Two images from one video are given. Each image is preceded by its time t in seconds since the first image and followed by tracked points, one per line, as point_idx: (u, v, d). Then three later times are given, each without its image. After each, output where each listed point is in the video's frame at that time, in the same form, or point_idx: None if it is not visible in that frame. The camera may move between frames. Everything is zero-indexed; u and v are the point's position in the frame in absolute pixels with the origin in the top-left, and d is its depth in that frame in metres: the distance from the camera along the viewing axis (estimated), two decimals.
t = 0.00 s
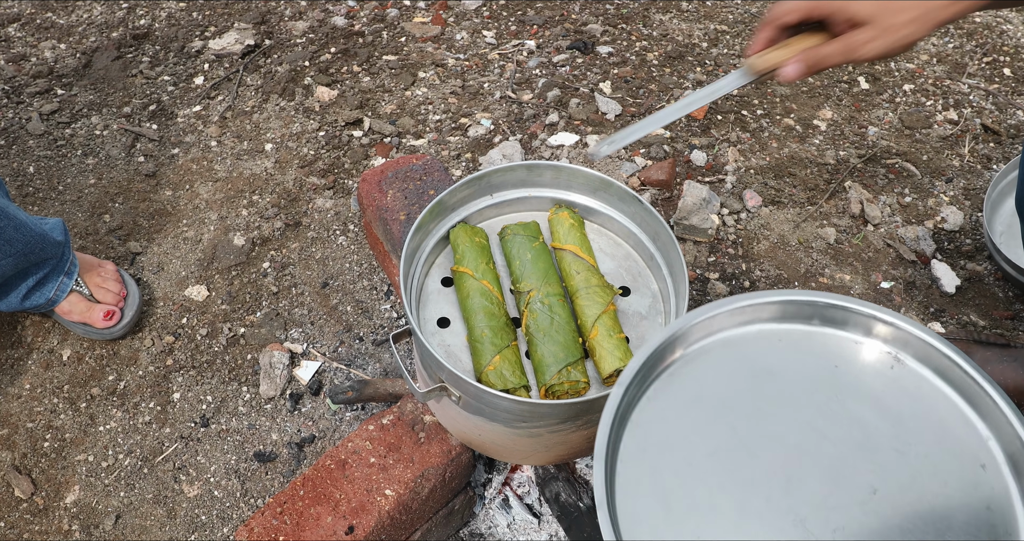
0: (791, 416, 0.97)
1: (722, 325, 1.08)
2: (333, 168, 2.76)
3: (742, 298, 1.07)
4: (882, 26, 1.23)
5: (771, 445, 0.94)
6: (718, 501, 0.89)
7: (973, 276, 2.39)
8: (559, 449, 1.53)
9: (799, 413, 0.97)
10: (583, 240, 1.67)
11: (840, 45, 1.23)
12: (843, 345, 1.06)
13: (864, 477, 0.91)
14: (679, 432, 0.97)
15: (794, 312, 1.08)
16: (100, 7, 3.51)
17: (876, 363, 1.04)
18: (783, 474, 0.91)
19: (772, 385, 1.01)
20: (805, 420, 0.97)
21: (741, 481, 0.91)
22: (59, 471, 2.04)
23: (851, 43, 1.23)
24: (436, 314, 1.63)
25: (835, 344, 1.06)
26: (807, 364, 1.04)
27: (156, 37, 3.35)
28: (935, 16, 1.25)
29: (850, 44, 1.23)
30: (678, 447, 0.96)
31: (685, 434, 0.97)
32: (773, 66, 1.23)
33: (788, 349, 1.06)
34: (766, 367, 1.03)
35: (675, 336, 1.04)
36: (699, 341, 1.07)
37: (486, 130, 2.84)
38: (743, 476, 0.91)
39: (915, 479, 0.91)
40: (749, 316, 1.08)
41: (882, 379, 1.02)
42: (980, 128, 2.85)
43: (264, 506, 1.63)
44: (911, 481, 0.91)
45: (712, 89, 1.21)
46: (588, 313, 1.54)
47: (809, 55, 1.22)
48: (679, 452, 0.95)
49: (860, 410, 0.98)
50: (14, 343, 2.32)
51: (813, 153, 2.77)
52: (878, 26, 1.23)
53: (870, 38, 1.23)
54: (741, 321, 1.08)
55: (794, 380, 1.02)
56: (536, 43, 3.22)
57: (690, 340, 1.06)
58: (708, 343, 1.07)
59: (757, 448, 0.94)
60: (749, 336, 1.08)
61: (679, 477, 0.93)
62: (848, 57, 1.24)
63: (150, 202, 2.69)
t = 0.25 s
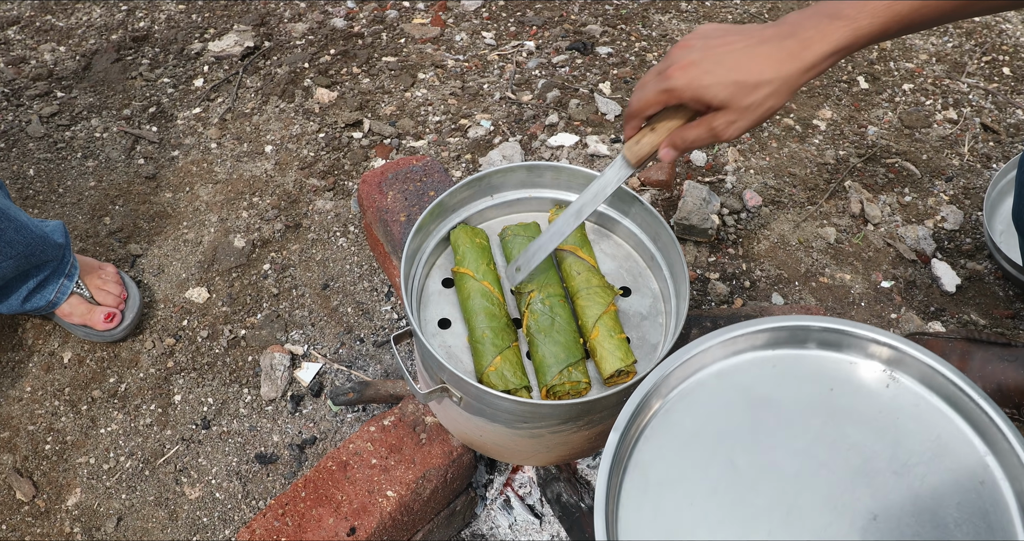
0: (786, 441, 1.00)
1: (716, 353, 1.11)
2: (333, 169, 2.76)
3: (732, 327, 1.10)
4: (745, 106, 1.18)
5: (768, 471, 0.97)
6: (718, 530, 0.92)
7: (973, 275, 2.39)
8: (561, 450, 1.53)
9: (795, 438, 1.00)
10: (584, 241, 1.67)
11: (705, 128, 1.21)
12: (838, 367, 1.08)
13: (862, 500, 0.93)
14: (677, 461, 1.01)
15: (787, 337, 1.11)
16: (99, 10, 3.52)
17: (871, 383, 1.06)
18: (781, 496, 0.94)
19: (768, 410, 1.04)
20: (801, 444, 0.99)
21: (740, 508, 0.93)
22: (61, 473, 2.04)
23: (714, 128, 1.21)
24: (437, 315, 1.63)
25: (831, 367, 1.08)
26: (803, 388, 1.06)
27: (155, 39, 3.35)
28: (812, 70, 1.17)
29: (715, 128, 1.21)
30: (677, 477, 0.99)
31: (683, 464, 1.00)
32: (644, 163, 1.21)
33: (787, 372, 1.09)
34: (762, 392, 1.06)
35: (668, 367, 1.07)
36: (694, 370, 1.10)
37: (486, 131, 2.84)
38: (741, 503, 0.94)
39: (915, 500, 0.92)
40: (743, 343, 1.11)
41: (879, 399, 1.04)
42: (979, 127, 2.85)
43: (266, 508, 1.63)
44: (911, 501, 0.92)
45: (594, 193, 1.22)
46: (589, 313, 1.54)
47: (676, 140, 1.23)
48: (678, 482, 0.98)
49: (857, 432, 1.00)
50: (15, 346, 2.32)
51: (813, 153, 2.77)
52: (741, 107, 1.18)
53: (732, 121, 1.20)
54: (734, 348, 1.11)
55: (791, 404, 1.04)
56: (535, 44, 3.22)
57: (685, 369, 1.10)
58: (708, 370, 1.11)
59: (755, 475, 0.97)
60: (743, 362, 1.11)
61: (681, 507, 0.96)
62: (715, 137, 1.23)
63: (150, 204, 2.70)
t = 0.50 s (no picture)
0: (788, 448, 1.04)
1: (720, 362, 1.17)
2: (334, 169, 2.76)
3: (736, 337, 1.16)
4: (716, 113, 1.24)
5: (771, 476, 1.01)
6: (722, 532, 0.96)
7: (975, 275, 2.39)
8: (563, 450, 1.53)
9: (793, 445, 1.05)
10: (586, 241, 1.68)
11: (678, 135, 1.29)
12: (837, 380, 1.14)
13: (861, 505, 0.97)
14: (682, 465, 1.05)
15: (788, 349, 1.17)
16: (101, 10, 3.52)
17: (868, 395, 1.11)
18: (782, 500, 0.98)
19: (770, 419, 1.09)
20: (803, 451, 1.04)
21: (744, 512, 0.97)
22: (63, 472, 2.04)
23: (687, 134, 1.28)
24: (439, 314, 1.63)
25: (830, 380, 1.14)
26: (803, 399, 1.12)
27: (157, 39, 3.36)
28: (782, 75, 1.22)
29: (687, 135, 1.28)
30: (683, 480, 1.03)
31: (689, 468, 1.04)
32: (627, 166, 1.33)
33: (784, 384, 1.14)
34: (764, 401, 1.11)
35: (675, 373, 1.13)
36: (698, 379, 1.16)
37: (488, 131, 2.84)
38: (744, 507, 0.98)
39: (911, 508, 0.96)
40: (746, 353, 1.17)
41: (876, 411, 1.09)
42: (981, 127, 2.85)
43: (268, 507, 1.63)
44: (907, 509, 0.96)
45: (587, 194, 1.37)
46: (591, 313, 1.54)
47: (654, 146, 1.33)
48: (683, 484, 1.02)
49: (855, 441, 1.05)
50: (17, 345, 2.32)
51: (815, 153, 2.77)
52: (713, 114, 1.25)
53: (705, 128, 1.27)
54: (736, 358, 1.17)
55: (792, 413, 1.09)
56: (537, 44, 3.22)
57: (690, 377, 1.15)
58: (707, 380, 1.16)
59: (758, 479, 1.01)
60: (746, 373, 1.17)
61: (686, 509, 0.99)
62: (689, 144, 1.31)
63: (152, 204, 2.70)
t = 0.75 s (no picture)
0: (788, 444, 1.04)
1: (721, 358, 1.17)
2: (335, 169, 2.76)
3: (737, 332, 1.16)
4: (705, 99, 1.26)
5: (770, 472, 1.01)
6: (721, 527, 0.96)
7: (975, 277, 2.39)
8: (564, 450, 1.53)
9: (793, 441, 1.05)
10: (587, 242, 1.68)
11: (668, 120, 1.31)
12: (839, 376, 1.14)
13: (860, 501, 0.97)
14: (682, 460, 1.05)
15: (789, 345, 1.17)
16: (102, 9, 3.52)
17: (869, 392, 1.12)
18: (782, 496, 0.98)
19: (771, 414, 1.09)
20: (803, 447, 1.04)
21: (743, 507, 0.97)
22: (63, 471, 2.04)
23: (676, 118, 1.30)
24: (440, 314, 1.63)
25: (831, 376, 1.14)
26: (804, 394, 1.12)
27: (158, 39, 3.36)
28: (771, 61, 1.23)
29: (677, 121, 1.31)
30: (683, 476, 1.03)
31: (689, 462, 1.04)
32: (620, 149, 1.35)
33: (784, 380, 1.14)
34: (764, 397, 1.12)
35: (676, 368, 1.13)
36: (699, 374, 1.16)
37: (489, 131, 2.84)
38: (743, 502, 0.98)
39: (910, 505, 0.97)
40: (748, 349, 1.17)
41: (876, 407, 1.09)
42: (982, 129, 2.86)
43: (268, 506, 1.63)
44: (907, 506, 0.96)
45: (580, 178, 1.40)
46: (592, 313, 1.54)
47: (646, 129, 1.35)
48: (683, 479, 1.02)
49: (855, 437, 1.05)
50: (18, 344, 2.32)
51: (816, 154, 2.77)
52: (702, 100, 1.26)
53: (695, 113, 1.28)
54: (737, 354, 1.17)
55: (792, 409, 1.09)
56: (538, 44, 3.23)
57: (692, 372, 1.15)
58: (708, 375, 1.16)
59: (758, 475, 1.01)
60: (747, 368, 1.17)
61: (686, 504, 0.99)
62: (679, 128, 1.33)
63: (153, 203, 2.70)
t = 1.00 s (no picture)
0: (788, 442, 1.04)
1: (721, 357, 1.17)
2: (336, 168, 2.76)
3: (737, 331, 1.17)
4: (690, 100, 1.26)
5: (770, 471, 1.01)
6: (721, 525, 0.96)
7: (976, 278, 2.39)
8: (564, 449, 1.53)
9: (793, 439, 1.05)
10: (588, 241, 1.68)
11: (654, 121, 1.32)
12: (839, 375, 1.15)
13: (860, 500, 0.97)
14: (682, 458, 1.05)
15: (789, 344, 1.18)
16: (103, 8, 3.52)
17: (869, 391, 1.12)
18: (782, 494, 0.98)
19: (771, 413, 1.09)
20: (803, 446, 1.04)
21: (743, 506, 0.98)
22: (64, 469, 2.05)
23: (662, 119, 1.31)
24: (440, 313, 1.63)
25: (831, 375, 1.15)
26: (804, 393, 1.12)
27: (159, 38, 3.36)
28: (755, 61, 1.23)
29: (663, 121, 1.31)
30: (683, 474, 1.03)
31: (689, 461, 1.04)
32: (608, 151, 1.35)
33: (784, 380, 1.14)
34: (764, 396, 1.12)
35: (676, 367, 1.13)
36: (699, 373, 1.16)
37: (490, 131, 2.84)
38: (743, 500, 0.98)
39: (909, 504, 0.97)
40: (748, 347, 1.17)
41: (876, 407, 1.10)
42: (983, 130, 2.86)
43: (269, 505, 1.63)
44: (906, 505, 0.96)
45: (570, 183, 1.41)
46: (592, 313, 1.54)
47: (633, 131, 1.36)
48: (683, 478, 1.03)
49: (855, 436, 1.05)
50: (19, 342, 2.32)
51: (816, 155, 2.78)
52: (686, 101, 1.27)
53: (680, 113, 1.29)
54: (737, 353, 1.17)
55: (792, 408, 1.10)
56: (539, 44, 3.23)
57: (692, 371, 1.16)
58: (707, 374, 1.16)
59: (758, 474, 1.01)
60: (748, 367, 1.17)
61: (685, 502, 0.99)
62: (666, 129, 1.33)
63: (154, 202, 2.70)
